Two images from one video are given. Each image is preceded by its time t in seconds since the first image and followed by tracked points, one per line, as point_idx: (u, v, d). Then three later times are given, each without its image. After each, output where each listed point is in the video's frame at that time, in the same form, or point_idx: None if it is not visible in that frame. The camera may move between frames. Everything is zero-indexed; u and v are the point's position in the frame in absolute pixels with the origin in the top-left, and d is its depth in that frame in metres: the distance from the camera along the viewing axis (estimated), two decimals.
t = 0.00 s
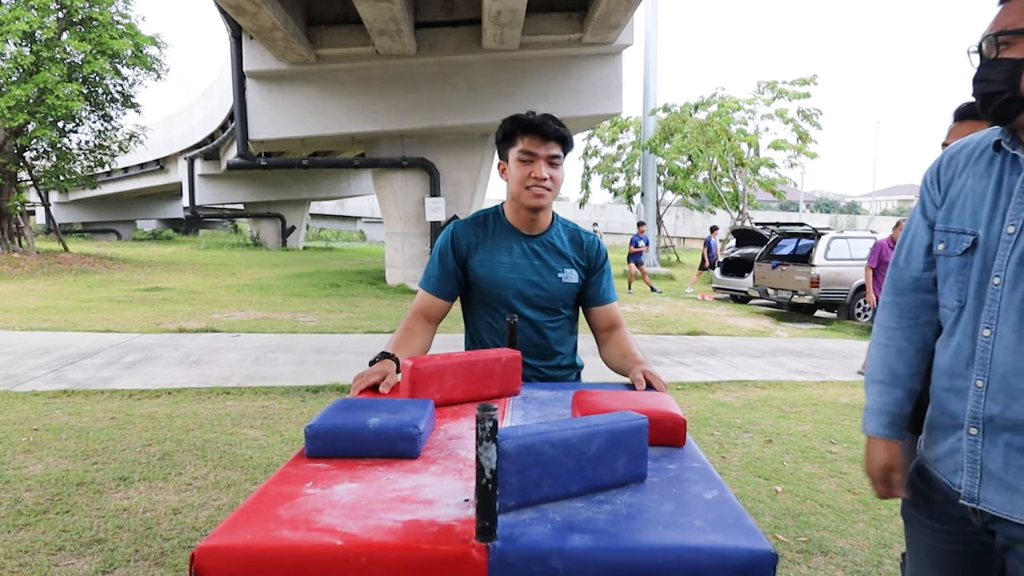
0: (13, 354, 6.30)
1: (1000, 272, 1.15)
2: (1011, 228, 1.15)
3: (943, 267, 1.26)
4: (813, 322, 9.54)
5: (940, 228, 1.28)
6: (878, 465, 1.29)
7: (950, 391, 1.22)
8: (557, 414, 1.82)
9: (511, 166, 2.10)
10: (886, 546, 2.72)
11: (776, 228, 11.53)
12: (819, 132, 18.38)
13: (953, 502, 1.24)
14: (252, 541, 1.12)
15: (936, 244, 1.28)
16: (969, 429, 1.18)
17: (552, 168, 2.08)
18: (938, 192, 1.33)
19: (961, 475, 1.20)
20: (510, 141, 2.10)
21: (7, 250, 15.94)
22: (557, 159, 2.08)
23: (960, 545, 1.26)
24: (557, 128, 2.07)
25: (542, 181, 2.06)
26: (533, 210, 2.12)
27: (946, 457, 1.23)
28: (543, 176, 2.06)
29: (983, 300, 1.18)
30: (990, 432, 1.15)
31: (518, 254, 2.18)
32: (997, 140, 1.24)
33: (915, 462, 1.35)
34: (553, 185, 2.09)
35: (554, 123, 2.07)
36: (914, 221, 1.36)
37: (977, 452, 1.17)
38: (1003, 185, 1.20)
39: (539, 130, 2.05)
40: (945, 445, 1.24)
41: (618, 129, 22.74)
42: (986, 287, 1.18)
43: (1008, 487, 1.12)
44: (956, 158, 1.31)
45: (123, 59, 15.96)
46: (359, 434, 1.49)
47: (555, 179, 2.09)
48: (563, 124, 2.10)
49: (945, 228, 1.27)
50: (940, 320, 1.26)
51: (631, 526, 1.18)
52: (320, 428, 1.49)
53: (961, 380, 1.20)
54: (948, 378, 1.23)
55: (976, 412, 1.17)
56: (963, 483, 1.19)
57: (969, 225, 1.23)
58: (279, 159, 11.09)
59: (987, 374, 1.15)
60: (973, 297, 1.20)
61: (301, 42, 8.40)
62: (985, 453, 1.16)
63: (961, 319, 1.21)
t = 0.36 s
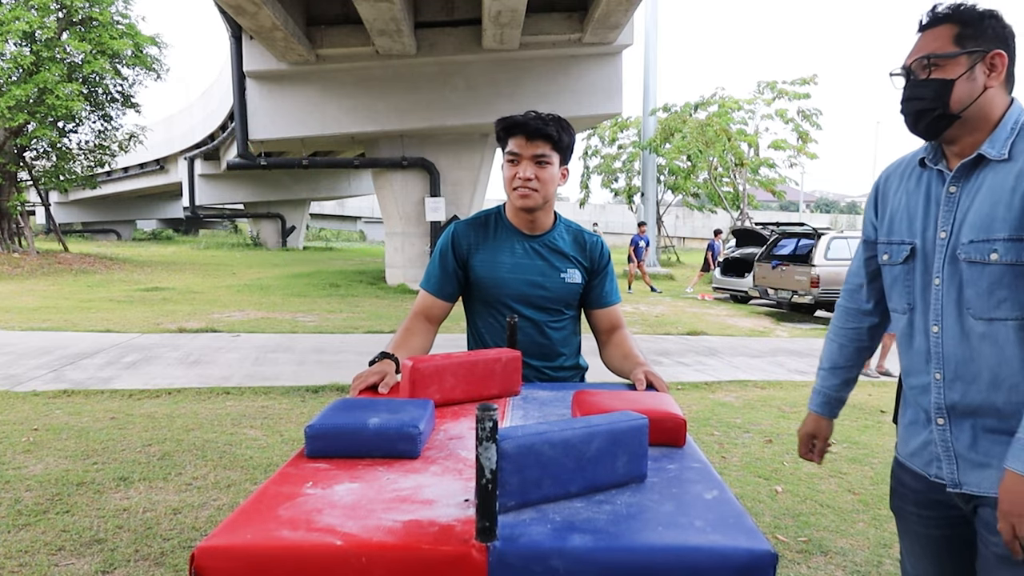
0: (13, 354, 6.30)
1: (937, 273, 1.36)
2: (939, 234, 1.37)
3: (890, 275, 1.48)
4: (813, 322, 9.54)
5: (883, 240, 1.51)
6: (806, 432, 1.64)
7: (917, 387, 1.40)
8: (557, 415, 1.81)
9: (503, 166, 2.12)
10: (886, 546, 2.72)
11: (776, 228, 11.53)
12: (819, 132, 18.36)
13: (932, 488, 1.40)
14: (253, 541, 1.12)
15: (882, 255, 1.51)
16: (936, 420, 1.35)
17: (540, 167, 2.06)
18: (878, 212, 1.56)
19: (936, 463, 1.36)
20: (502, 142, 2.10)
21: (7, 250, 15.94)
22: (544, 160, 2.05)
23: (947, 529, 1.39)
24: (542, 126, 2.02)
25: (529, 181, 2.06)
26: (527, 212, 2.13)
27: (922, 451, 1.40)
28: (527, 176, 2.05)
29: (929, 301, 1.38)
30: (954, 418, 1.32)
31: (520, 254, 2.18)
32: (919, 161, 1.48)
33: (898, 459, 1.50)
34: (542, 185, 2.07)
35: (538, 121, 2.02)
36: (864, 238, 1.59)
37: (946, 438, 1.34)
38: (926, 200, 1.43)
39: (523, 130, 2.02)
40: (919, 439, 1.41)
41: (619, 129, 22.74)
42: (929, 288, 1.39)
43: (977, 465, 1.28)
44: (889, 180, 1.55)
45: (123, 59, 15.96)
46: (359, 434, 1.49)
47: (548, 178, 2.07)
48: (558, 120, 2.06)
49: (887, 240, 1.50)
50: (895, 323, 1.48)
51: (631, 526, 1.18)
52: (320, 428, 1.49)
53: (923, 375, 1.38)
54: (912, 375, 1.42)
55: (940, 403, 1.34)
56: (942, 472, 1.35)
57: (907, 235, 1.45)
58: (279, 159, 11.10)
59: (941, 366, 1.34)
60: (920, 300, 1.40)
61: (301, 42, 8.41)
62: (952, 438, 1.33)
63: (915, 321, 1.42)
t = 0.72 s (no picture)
0: (13, 354, 6.30)
1: (917, 267, 1.40)
2: (920, 230, 1.41)
3: (874, 273, 1.52)
4: (812, 322, 9.53)
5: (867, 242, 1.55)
6: (804, 430, 1.58)
7: (899, 380, 1.44)
8: (557, 414, 1.82)
9: (503, 168, 2.11)
10: (886, 546, 2.72)
11: (776, 228, 11.54)
12: (819, 132, 18.37)
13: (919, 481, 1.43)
14: (253, 541, 1.12)
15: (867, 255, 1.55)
16: (920, 412, 1.39)
17: (538, 170, 2.06)
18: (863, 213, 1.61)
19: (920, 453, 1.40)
20: (502, 144, 2.09)
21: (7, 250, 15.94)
22: (544, 162, 2.05)
23: (937, 525, 1.41)
24: (541, 128, 2.02)
25: (529, 185, 2.06)
26: (528, 214, 2.13)
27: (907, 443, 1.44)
28: (528, 178, 2.05)
29: (911, 295, 1.42)
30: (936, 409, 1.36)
31: (522, 255, 2.18)
32: (903, 164, 1.52)
33: (886, 456, 1.52)
34: (543, 187, 2.07)
35: (538, 123, 2.02)
36: (849, 240, 1.64)
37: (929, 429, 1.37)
38: (907, 200, 1.48)
39: (522, 133, 2.02)
40: (904, 432, 1.44)
41: (619, 129, 22.76)
42: (910, 283, 1.43)
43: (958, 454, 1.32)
44: (872, 183, 1.60)
45: (123, 59, 15.96)
46: (359, 433, 1.49)
47: (547, 181, 2.07)
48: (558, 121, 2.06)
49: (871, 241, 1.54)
50: (879, 318, 1.51)
51: (631, 526, 1.18)
52: (320, 427, 1.49)
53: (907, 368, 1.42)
54: (895, 369, 1.46)
55: (922, 394, 1.38)
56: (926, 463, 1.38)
57: (889, 234, 1.50)
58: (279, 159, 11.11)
59: (923, 358, 1.37)
60: (902, 295, 1.45)
61: (301, 42, 8.41)
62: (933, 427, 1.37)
63: (897, 315, 1.46)
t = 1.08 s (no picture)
0: (13, 353, 6.30)
1: (935, 268, 1.40)
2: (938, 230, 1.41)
3: (887, 277, 1.51)
4: (813, 322, 9.53)
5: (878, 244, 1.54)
6: (846, 456, 1.55)
7: (913, 383, 1.44)
8: (557, 414, 1.81)
9: (504, 168, 2.11)
10: (886, 546, 2.72)
11: (777, 228, 11.53)
12: (819, 132, 18.37)
13: (934, 487, 1.41)
14: (253, 541, 1.12)
15: (879, 257, 1.54)
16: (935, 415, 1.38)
17: (540, 170, 2.06)
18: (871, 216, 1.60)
19: (937, 458, 1.38)
20: (502, 144, 2.09)
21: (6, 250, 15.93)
22: (547, 162, 2.05)
23: (947, 528, 1.42)
24: (543, 128, 2.02)
25: (531, 186, 2.06)
26: (530, 213, 2.13)
27: (920, 448, 1.42)
28: (530, 179, 2.05)
29: (926, 297, 1.42)
30: (954, 412, 1.35)
31: (523, 256, 2.18)
32: (911, 166, 1.53)
33: (893, 461, 1.51)
34: (545, 188, 2.07)
35: (540, 123, 2.02)
36: (855, 244, 1.63)
37: (946, 433, 1.36)
38: (921, 201, 1.48)
39: (524, 134, 2.02)
40: (916, 437, 1.43)
41: (619, 130, 22.77)
42: (927, 285, 1.42)
43: (978, 458, 1.31)
44: (879, 184, 1.60)
45: (123, 59, 15.96)
46: (359, 434, 1.48)
47: (548, 181, 2.08)
48: (560, 121, 2.05)
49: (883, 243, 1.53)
50: (892, 322, 1.50)
51: (631, 526, 1.18)
52: (320, 428, 1.49)
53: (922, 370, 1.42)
54: (908, 373, 1.45)
55: (939, 396, 1.37)
56: (941, 468, 1.37)
57: (902, 236, 1.49)
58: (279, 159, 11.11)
59: (941, 359, 1.37)
60: (917, 297, 1.44)
61: (301, 42, 8.41)
62: (950, 432, 1.36)
63: (911, 318, 1.45)
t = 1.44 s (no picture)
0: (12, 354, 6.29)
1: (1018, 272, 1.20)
2: None
3: (954, 275, 1.32)
4: (813, 322, 9.53)
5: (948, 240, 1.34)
6: (830, 433, 1.50)
7: (976, 395, 1.24)
8: (557, 414, 1.82)
9: (507, 168, 2.10)
10: (886, 546, 2.72)
11: (777, 228, 11.53)
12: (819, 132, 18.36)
13: (990, 510, 1.22)
14: (252, 541, 1.12)
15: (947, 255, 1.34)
16: (1003, 432, 1.19)
17: (544, 168, 2.06)
18: (940, 207, 1.40)
19: (998, 477, 1.20)
20: (504, 144, 2.10)
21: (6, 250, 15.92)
22: (551, 160, 2.06)
23: (1001, 552, 1.23)
24: (547, 127, 2.03)
25: (535, 184, 2.06)
26: (533, 212, 2.12)
27: (977, 465, 1.24)
28: (535, 177, 2.05)
29: (1004, 302, 1.22)
30: None
31: (524, 256, 2.18)
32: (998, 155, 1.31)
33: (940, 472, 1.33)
34: (549, 186, 2.07)
35: (545, 122, 2.03)
36: (917, 235, 1.43)
37: (1014, 453, 1.18)
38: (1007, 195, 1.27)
39: (528, 133, 2.03)
40: (973, 453, 1.25)
41: (618, 130, 22.76)
42: (1006, 289, 1.22)
43: None
44: (957, 174, 1.37)
45: (123, 59, 15.96)
46: (359, 434, 1.49)
47: (552, 180, 2.08)
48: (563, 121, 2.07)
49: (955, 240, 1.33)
50: (955, 327, 1.31)
51: (631, 527, 1.18)
52: (320, 428, 1.49)
53: (990, 384, 1.22)
54: (970, 383, 1.25)
55: (1010, 412, 1.18)
56: (1004, 489, 1.19)
57: (980, 233, 1.28)
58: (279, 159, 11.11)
59: (1015, 373, 1.17)
60: (992, 302, 1.24)
61: (301, 42, 8.41)
62: (1019, 451, 1.17)
63: (979, 324, 1.25)
